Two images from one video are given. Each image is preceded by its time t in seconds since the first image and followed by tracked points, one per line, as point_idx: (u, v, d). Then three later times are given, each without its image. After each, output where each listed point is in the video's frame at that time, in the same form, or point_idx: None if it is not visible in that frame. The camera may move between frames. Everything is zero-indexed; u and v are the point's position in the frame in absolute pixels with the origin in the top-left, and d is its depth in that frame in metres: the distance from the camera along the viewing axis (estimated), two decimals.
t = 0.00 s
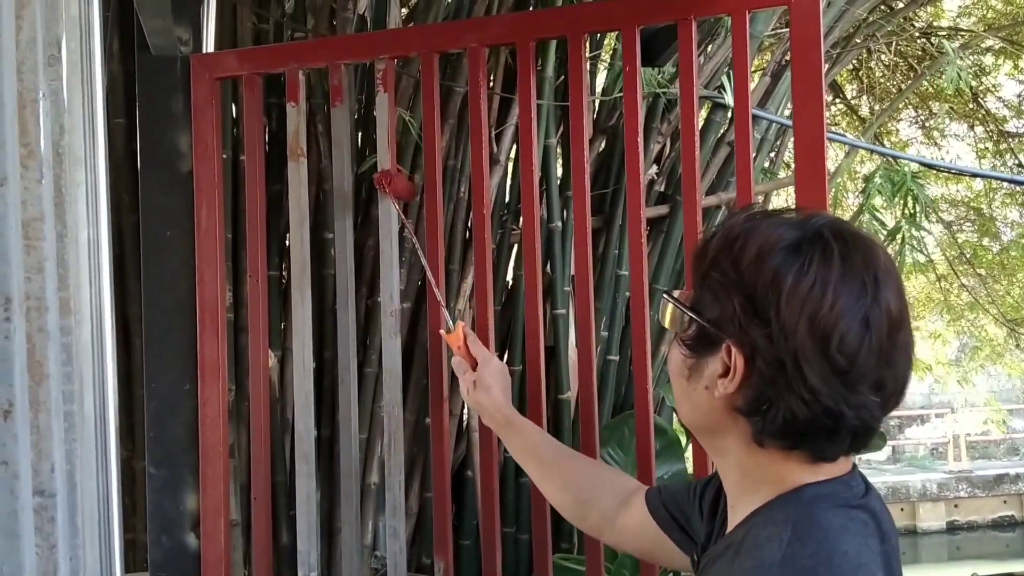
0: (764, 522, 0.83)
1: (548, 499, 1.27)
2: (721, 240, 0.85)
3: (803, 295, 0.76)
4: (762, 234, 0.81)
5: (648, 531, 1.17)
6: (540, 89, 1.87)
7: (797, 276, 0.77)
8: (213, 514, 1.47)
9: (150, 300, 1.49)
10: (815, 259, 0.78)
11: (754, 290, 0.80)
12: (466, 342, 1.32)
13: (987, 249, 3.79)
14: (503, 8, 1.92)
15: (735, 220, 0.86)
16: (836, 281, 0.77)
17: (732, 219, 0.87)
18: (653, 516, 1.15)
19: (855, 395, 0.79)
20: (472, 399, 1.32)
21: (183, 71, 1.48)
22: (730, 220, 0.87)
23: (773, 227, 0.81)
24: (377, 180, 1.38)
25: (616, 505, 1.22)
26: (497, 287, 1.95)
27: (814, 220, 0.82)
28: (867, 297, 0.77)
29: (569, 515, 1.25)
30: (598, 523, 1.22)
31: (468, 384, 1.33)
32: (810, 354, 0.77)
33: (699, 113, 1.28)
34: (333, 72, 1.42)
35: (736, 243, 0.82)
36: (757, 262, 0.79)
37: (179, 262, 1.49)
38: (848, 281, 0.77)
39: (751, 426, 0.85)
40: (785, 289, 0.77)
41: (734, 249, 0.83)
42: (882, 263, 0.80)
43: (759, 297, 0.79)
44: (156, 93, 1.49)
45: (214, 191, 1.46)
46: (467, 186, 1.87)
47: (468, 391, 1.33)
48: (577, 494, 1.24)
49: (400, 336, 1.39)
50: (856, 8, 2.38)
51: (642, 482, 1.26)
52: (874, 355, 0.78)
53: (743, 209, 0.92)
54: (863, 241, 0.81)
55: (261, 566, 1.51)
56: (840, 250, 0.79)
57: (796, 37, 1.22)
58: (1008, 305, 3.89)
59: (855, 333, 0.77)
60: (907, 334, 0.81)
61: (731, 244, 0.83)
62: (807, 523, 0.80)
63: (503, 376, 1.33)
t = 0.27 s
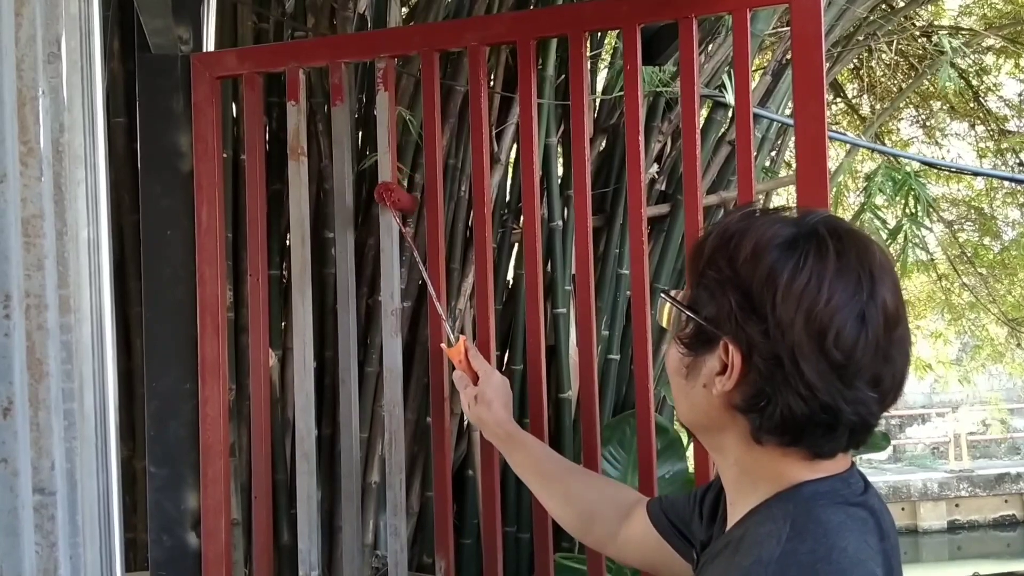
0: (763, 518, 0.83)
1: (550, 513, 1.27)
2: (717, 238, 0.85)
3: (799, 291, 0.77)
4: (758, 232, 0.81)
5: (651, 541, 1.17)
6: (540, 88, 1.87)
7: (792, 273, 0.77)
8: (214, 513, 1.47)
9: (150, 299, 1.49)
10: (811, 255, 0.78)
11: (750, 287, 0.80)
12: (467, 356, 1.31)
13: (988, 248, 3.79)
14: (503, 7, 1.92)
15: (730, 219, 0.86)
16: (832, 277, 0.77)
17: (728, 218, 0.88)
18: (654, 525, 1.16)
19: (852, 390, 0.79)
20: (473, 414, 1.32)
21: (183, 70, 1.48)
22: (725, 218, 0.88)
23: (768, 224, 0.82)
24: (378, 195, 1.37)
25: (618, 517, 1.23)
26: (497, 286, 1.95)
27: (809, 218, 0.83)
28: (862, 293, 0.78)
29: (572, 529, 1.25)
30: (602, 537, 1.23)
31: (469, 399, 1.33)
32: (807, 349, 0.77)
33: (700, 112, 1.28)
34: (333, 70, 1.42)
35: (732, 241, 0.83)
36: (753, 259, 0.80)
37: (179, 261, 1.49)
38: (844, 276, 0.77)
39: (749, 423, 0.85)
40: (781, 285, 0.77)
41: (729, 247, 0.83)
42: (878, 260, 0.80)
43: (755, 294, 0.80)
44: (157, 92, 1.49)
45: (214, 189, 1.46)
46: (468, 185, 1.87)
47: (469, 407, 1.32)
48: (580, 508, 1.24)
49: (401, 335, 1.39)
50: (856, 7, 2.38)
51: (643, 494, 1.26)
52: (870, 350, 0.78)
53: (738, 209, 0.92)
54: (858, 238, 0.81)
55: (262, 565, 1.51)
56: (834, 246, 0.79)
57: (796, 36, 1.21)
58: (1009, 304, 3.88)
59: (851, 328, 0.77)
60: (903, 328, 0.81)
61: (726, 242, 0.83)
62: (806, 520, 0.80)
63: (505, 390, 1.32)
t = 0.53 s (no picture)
0: (763, 518, 0.82)
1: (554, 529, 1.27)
2: (714, 237, 0.85)
3: (795, 289, 0.77)
4: (754, 230, 0.81)
5: (656, 553, 1.17)
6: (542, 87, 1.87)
7: (788, 271, 0.77)
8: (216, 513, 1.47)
9: (151, 298, 1.49)
10: (806, 253, 0.78)
11: (747, 285, 0.80)
12: (471, 372, 1.33)
13: (990, 248, 3.79)
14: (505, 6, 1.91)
15: (726, 218, 0.86)
16: (828, 274, 0.77)
17: (724, 217, 0.88)
18: (658, 535, 1.15)
19: (850, 387, 0.79)
20: (477, 430, 1.32)
21: (185, 69, 1.48)
22: (722, 217, 0.88)
23: (764, 223, 0.81)
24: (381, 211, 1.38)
25: (622, 532, 1.23)
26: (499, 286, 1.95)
27: (805, 216, 0.82)
28: (859, 290, 0.77)
29: (576, 545, 1.25)
30: (607, 551, 1.23)
31: (473, 416, 1.33)
32: (804, 346, 0.77)
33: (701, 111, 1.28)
34: (335, 69, 1.42)
35: (728, 240, 0.82)
36: (749, 258, 0.80)
37: (180, 260, 1.48)
38: (840, 273, 0.77)
39: (749, 422, 0.85)
40: (777, 283, 0.77)
41: (725, 246, 0.83)
42: (874, 257, 0.80)
43: (751, 292, 0.79)
44: (158, 92, 1.48)
45: (216, 189, 1.46)
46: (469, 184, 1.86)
47: (473, 424, 1.33)
48: (583, 524, 1.24)
49: (402, 335, 1.39)
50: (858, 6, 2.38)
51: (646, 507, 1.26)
52: (868, 347, 0.78)
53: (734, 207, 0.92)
54: (854, 235, 0.81)
55: (263, 565, 1.51)
56: (831, 243, 0.79)
57: (798, 34, 1.21)
58: (1012, 305, 3.87)
59: (849, 326, 0.77)
60: (902, 325, 0.81)
61: (723, 241, 0.83)
62: (807, 519, 0.80)
63: (508, 406, 1.33)
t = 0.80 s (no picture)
0: (765, 516, 0.82)
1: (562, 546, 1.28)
2: (718, 237, 0.85)
3: (798, 288, 0.77)
4: (757, 230, 0.81)
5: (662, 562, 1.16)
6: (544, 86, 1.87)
7: (791, 271, 0.77)
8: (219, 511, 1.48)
9: (155, 297, 1.49)
10: (809, 253, 0.78)
11: (750, 285, 0.80)
12: (472, 389, 1.33)
13: (993, 248, 3.78)
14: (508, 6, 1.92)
15: (731, 218, 0.86)
16: (831, 274, 0.77)
17: (728, 216, 0.88)
18: (663, 547, 1.14)
19: (852, 387, 0.79)
20: (483, 449, 1.33)
21: (188, 69, 1.48)
22: (726, 217, 0.88)
23: (768, 223, 0.82)
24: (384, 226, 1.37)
25: (629, 545, 1.23)
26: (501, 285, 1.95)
27: (809, 216, 0.82)
28: (861, 290, 0.77)
29: (586, 561, 1.25)
30: (617, 565, 1.23)
31: (477, 433, 1.34)
32: (806, 345, 0.77)
33: (705, 111, 1.28)
34: (338, 69, 1.42)
35: (731, 240, 0.83)
36: (753, 257, 0.80)
37: (184, 260, 1.49)
38: (843, 274, 0.77)
39: (751, 421, 0.85)
40: (780, 283, 0.77)
41: (729, 245, 0.83)
42: (877, 257, 0.80)
43: (754, 292, 0.80)
44: (162, 91, 1.49)
45: (220, 188, 1.47)
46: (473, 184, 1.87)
47: (477, 441, 1.34)
48: (591, 539, 1.25)
49: (405, 334, 1.39)
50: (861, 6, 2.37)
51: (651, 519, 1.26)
52: (870, 347, 0.78)
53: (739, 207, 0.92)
54: (858, 235, 0.81)
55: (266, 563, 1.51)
56: (833, 243, 0.79)
57: (801, 35, 1.21)
58: (1015, 305, 3.85)
59: (851, 326, 0.77)
60: (904, 326, 0.81)
61: (727, 241, 0.83)
62: (808, 517, 0.80)
63: (512, 422, 1.34)
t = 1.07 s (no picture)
0: (768, 514, 0.82)
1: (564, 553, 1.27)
2: (721, 235, 0.85)
3: (800, 285, 0.76)
4: (760, 228, 0.81)
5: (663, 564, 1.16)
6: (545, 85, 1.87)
7: (794, 268, 0.77)
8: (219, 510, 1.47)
9: (155, 296, 1.49)
10: (812, 250, 0.78)
11: (753, 282, 0.80)
12: (473, 398, 1.33)
13: (995, 247, 3.77)
14: (509, 5, 1.91)
15: (733, 216, 0.86)
16: (833, 271, 0.76)
17: (731, 214, 0.87)
18: (665, 550, 1.14)
19: (854, 384, 0.79)
20: (483, 458, 1.33)
21: (188, 68, 1.48)
22: (728, 215, 0.87)
23: (771, 220, 0.81)
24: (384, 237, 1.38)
25: (630, 549, 1.23)
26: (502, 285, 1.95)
27: (812, 214, 0.82)
28: (864, 288, 0.77)
29: (587, 566, 1.25)
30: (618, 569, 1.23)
31: (478, 442, 1.34)
32: (808, 342, 0.77)
33: (705, 109, 1.27)
34: (338, 68, 1.42)
35: (734, 238, 0.82)
36: (755, 254, 0.79)
37: (184, 258, 1.49)
38: (846, 271, 0.77)
39: (753, 419, 0.85)
40: (782, 280, 0.77)
41: (732, 243, 0.83)
42: (880, 255, 0.79)
43: (757, 289, 0.79)
44: (163, 90, 1.49)
45: (220, 187, 1.47)
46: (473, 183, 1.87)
47: (478, 450, 1.34)
48: (591, 544, 1.24)
49: (405, 333, 1.39)
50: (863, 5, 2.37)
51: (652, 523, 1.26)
52: (872, 345, 0.78)
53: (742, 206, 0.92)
54: (861, 234, 0.80)
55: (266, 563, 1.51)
56: (836, 241, 0.78)
57: (802, 33, 1.21)
58: (1017, 304, 3.86)
59: (853, 323, 0.77)
60: (906, 324, 0.81)
61: (729, 238, 0.83)
62: (811, 515, 0.79)
63: (513, 431, 1.33)
